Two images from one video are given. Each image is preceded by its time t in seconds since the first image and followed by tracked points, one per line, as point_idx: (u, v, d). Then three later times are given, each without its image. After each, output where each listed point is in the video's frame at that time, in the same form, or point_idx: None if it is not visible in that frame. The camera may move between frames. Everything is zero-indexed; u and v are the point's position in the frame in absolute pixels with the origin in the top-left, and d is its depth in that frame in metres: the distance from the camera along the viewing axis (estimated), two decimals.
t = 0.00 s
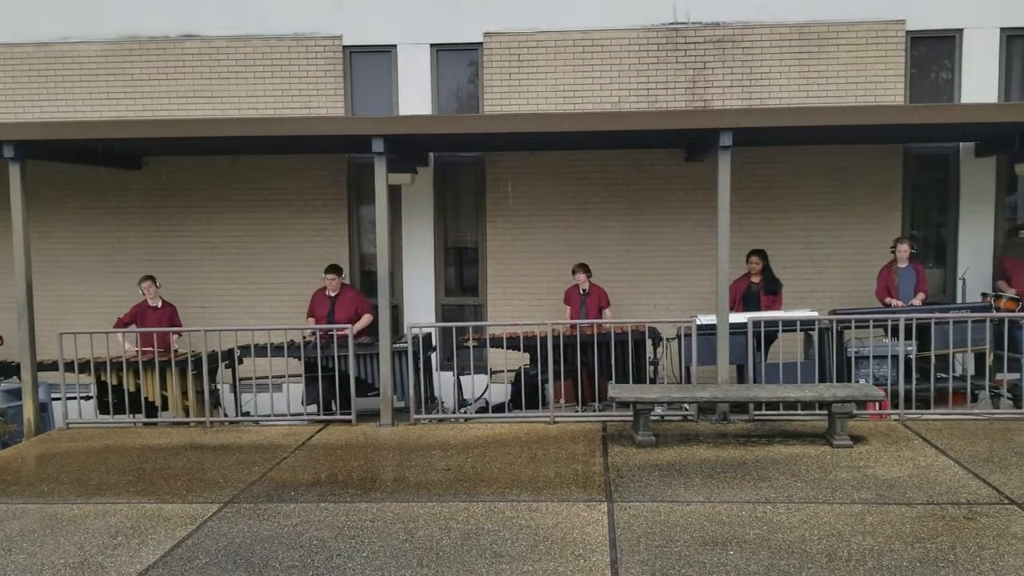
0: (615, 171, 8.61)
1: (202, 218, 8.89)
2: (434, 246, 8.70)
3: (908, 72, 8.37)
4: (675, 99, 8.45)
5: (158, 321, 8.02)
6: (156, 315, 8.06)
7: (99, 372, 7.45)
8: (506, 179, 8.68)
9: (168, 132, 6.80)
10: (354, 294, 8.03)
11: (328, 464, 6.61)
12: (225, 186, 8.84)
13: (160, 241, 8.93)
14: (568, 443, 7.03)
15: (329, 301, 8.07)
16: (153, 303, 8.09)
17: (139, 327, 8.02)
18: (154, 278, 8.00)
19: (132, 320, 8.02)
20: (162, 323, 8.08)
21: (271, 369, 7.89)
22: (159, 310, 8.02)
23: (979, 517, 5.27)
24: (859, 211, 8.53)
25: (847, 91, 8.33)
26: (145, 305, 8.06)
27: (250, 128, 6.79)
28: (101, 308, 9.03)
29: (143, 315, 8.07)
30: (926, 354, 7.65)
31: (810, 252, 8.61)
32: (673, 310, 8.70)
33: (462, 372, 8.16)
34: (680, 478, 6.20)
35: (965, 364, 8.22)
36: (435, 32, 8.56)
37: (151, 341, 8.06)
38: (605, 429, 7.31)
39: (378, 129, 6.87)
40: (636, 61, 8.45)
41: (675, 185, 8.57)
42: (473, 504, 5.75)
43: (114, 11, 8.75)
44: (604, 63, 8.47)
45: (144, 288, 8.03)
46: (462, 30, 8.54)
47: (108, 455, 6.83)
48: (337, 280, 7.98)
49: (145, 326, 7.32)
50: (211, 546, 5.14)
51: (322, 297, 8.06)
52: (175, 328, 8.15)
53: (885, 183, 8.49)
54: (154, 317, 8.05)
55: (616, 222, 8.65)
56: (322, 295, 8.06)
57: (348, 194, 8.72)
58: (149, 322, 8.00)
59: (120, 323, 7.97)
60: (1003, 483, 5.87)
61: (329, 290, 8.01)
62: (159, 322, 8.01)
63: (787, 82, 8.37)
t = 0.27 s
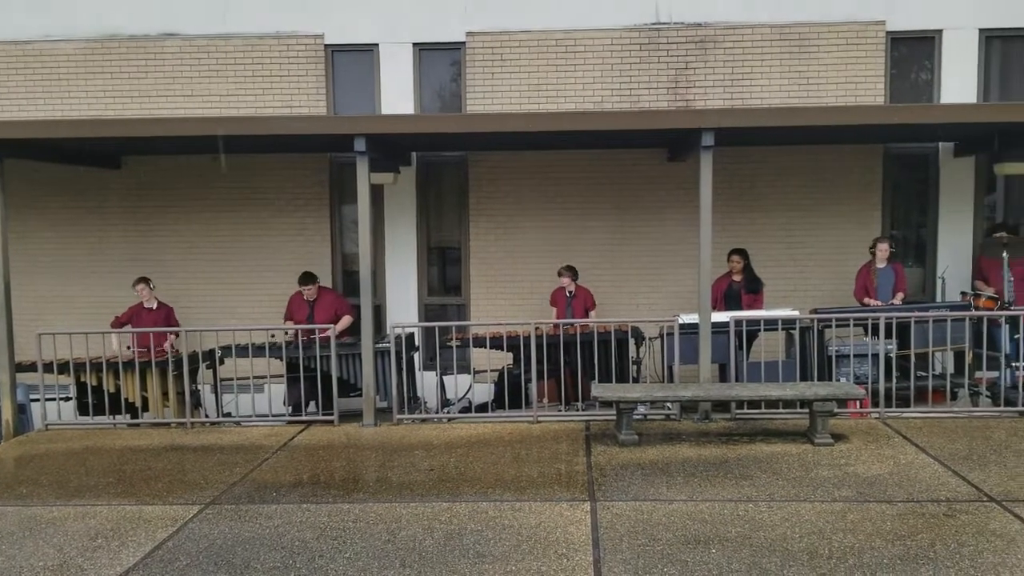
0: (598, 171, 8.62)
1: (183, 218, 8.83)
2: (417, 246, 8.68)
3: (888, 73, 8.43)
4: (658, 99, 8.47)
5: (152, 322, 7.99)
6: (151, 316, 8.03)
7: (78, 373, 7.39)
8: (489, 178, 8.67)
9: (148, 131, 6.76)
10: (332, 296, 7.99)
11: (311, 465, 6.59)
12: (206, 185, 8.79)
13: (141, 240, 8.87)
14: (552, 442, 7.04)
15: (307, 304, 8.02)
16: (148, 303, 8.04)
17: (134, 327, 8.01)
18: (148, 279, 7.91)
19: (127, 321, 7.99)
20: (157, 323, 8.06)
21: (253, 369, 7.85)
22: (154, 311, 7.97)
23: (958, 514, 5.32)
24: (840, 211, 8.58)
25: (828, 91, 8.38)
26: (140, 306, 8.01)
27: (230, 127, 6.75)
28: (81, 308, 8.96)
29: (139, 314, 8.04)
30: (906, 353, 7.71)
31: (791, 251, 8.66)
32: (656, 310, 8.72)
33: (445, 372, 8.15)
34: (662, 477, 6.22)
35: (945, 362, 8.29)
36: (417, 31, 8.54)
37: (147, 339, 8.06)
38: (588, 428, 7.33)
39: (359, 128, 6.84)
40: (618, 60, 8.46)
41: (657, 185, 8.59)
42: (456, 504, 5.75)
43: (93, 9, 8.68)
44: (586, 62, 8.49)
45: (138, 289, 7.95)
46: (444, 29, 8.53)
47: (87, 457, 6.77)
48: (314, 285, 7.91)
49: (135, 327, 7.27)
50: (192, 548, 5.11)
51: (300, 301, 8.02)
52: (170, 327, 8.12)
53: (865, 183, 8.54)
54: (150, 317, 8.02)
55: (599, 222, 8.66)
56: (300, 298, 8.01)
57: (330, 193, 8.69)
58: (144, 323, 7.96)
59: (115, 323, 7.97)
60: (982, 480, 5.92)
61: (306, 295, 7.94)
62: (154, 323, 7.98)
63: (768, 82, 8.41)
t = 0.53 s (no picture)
0: (579, 170, 8.63)
1: (162, 217, 8.76)
2: (398, 245, 8.66)
3: (866, 73, 8.49)
4: (638, 99, 8.49)
5: (147, 322, 7.97)
6: (146, 316, 8.01)
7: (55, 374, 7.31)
8: (470, 178, 8.66)
9: (126, 129, 6.70)
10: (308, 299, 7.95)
11: (291, 465, 6.56)
12: (186, 184, 8.72)
13: (119, 240, 8.79)
14: (533, 442, 7.04)
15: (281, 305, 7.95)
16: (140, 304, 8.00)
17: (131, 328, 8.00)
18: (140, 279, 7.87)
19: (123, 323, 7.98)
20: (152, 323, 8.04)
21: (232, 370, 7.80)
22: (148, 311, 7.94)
23: (935, 511, 5.36)
24: (819, 211, 8.64)
25: (807, 91, 8.43)
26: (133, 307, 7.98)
27: (209, 126, 6.70)
28: (59, 308, 8.87)
29: (133, 315, 8.02)
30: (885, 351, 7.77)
31: (771, 250, 8.71)
32: (637, 309, 8.75)
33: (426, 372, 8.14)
34: (643, 475, 6.24)
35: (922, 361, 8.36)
36: (398, 30, 8.52)
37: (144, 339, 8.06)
38: (570, 428, 7.34)
39: (339, 127, 6.82)
40: (599, 60, 8.48)
41: (638, 185, 8.61)
42: (437, 504, 5.74)
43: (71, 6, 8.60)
44: (567, 62, 8.49)
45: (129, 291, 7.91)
46: (425, 28, 8.51)
47: (65, 459, 6.70)
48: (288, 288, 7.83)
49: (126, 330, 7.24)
50: (171, 550, 5.07)
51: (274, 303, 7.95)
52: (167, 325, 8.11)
53: (844, 183, 8.60)
54: (144, 317, 8.00)
55: (580, 221, 8.68)
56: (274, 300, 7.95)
57: (311, 192, 8.65)
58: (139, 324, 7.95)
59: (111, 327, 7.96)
60: (959, 477, 5.98)
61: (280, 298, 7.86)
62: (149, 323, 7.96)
63: (748, 82, 8.45)
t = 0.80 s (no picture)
0: (559, 170, 8.64)
1: (140, 217, 8.69)
2: (379, 245, 8.63)
3: (845, 74, 8.55)
4: (619, 99, 8.51)
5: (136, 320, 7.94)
6: (133, 314, 7.97)
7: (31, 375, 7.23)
8: (451, 178, 8.65)
9: (103, 128, 6.64)
10: (283, 299, 7.92)
11: (271, 467, 6.52)
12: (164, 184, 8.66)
13: (97, 240, 8.71)
14: (515, 442, 7.04)
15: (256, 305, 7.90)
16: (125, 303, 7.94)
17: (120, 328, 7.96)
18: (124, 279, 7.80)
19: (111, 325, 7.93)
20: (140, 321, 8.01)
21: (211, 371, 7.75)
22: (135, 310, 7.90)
23: (913, 509, 5.41)
24: (797, 211, 8.70)
25: (787, 92, 8.48)
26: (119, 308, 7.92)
27: (187, 124, 6.65)
28: (36, 309, 8.79)
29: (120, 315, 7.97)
30: (863, 351, 7.82)
31: (750, 251, 8.75)
32: (617, 309, 8.77)
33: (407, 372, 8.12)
34: (624, 475, 6.25)
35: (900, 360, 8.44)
36: (378, 29, 8.49)
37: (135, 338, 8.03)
38: (551, 427, 7.34)
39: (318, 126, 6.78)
40: (580, 60, 8.49)
41: (618, 185, 8.63)
42: (418, 505, 5.72)
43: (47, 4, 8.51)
44: (548, 62, 8.50)
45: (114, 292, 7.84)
46: (406, 27, 8.48)
47: (41, 461, 6.63)
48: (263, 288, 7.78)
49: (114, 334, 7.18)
50: (149, 552, 5.03)
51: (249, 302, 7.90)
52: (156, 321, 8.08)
53: (823, 183, 8.66)
54: (132, 316, 7.96)
55: (561, 221, 8.69)
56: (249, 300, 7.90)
57: (290, 192, 8.60)
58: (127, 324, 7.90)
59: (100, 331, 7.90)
60: (936, 475, 6.04)
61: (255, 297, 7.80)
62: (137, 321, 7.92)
63: (729, 82, 8.48)
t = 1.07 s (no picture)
0: (535, 171, 8.65)
1: (112, 218, 8.60)
2: (354, 245, 8.59)
3: (817, 76, 8.63)
4: (594, 99, 8.53)
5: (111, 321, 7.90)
6: (108, 316, 7.93)
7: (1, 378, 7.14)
8: (426, 178, 8.63)
9: (72, 127, 6.56)
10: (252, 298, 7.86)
11: (245, 469, 6.47)
12: (136, 184, 8.57)
13: (68, 241, 8.61)
14: (491, 442, 7.04)
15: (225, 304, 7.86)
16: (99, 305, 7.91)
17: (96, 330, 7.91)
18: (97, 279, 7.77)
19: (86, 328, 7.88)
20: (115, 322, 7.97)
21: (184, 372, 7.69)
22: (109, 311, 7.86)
23: (885, 506, 5.47)
24: (771, 211, 8.77)
25: (760, 93, 8.54)
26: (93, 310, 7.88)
27: (158, 124, 6.58)
28: (5, 311, 8.67)
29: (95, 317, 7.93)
30: (836, 349, 7.90)
31: (725, 250, 8.81)
32: (593, 308, 8.80)
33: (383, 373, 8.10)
34: (599, 474, 6.27)
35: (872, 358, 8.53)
36: (353, 29, 8.46)
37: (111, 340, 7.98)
38: (527, 428, 7.35)
39: (292, 126, 6.75)
40: (556, 61, 8.50)
41: (594, 185, 8.66)
42: (394, 506, 5.71)
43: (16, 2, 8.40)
44: (523, 62, 8.50)
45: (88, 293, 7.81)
46: (381, 27, 8.45)
47: (11, 465, 6.55)
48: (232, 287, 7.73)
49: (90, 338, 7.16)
50: (121, 556, 4.98)
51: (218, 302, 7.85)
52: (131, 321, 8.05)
53: (796, 184, 8.74)
54: (107, 317, 7.92)
55: (537, 221, 8.70)
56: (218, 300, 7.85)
57: (264, 192, 8.55)
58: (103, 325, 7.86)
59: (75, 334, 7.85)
60: (908, 472, 6.11)
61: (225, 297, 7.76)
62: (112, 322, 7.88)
63: (703, 83, 8.53)
